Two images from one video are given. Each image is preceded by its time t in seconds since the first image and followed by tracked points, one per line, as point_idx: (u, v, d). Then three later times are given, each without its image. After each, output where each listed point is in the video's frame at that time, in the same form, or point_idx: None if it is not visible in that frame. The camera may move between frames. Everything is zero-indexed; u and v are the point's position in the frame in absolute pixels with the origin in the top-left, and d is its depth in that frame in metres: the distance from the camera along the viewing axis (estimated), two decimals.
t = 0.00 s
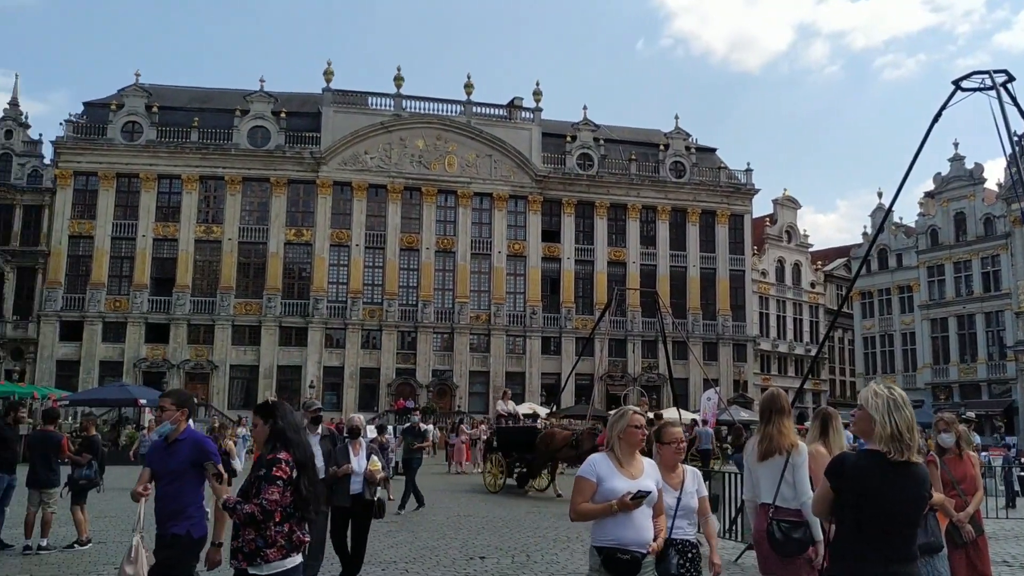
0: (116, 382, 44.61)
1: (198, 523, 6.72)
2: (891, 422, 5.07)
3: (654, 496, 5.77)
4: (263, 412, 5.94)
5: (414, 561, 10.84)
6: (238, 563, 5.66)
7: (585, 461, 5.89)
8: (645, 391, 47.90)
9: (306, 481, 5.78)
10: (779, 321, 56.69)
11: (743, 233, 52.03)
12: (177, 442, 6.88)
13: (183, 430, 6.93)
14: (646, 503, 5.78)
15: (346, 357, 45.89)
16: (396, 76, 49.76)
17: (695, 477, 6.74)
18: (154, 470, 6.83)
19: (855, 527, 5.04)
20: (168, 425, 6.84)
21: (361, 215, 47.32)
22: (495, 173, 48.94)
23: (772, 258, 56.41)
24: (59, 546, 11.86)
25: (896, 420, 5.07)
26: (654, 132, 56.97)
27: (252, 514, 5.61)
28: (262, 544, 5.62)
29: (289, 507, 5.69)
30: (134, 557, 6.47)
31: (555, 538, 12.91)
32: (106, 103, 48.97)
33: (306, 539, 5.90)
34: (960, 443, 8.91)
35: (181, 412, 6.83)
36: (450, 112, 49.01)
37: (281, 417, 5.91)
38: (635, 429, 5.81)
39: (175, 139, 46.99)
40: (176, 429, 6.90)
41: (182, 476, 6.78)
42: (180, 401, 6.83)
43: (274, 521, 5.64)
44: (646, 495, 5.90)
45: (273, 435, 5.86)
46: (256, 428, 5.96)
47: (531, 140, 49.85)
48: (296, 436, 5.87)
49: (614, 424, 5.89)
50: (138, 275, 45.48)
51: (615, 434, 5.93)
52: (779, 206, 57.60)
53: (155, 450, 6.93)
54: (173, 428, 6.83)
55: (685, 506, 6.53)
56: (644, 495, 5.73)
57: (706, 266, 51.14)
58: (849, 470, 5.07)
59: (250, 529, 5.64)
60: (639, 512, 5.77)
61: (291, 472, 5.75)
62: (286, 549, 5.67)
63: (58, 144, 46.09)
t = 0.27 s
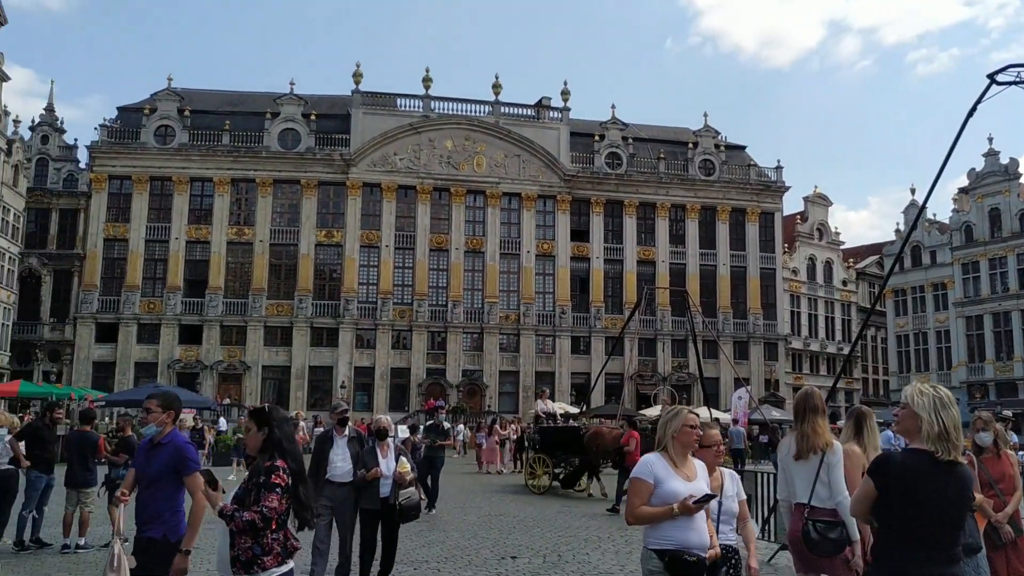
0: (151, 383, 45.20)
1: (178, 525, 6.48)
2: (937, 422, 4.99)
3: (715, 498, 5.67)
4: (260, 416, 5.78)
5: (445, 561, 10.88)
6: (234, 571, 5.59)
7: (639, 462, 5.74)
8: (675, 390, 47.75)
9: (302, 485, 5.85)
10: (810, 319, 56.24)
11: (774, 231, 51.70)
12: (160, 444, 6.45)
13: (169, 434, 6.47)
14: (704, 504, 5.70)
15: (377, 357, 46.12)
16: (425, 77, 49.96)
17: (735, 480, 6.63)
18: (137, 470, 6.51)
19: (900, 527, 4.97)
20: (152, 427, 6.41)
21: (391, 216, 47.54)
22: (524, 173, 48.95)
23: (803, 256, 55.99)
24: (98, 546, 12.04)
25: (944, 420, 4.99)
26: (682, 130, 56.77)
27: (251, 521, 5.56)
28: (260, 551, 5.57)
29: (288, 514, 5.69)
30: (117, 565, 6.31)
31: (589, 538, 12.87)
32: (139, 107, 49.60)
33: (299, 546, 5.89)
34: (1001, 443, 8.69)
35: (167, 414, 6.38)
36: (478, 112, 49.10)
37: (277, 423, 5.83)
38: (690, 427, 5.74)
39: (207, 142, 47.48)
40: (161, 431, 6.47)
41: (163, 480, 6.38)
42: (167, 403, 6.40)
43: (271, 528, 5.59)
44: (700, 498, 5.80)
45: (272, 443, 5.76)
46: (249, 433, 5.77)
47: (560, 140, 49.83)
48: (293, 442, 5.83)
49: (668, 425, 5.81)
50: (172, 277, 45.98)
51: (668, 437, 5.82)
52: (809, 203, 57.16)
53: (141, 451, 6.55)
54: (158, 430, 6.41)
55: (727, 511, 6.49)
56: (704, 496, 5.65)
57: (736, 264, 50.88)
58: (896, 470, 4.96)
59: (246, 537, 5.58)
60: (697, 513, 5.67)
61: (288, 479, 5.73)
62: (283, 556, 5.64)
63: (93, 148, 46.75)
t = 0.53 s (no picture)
0: (188, 384, 45.72)
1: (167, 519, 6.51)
2: (983, 420, 4.95)
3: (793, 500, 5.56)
4: (248, 414, 5.74)
5: (481, 560, 10.95)
6: (215, 565, 5.63)
7: (713, 465, 5.55)
8: (709, 390, 47.53)
9: (290, 486, 5.83)
10: (845, 317, 55.74)
11: (807, 229, 51.34)
12: (153, 437, 6.55)
13: (162, 428, 6.59)
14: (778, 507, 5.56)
15: (410, 357, 46.31)
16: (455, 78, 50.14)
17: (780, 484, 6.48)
18: (128, 465, 6.59)
19: (948, 527, 4.92)
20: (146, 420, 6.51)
21: (422, 216, 47.74)
22: (554, 172, 48.97)
23: (836, 253, 55.55)
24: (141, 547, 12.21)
25: (989, 416, 4.94)
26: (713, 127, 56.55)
27: (242, 518, 5.60)
28: (242, 548, 5.62)
29: (273, 513, 5.70)
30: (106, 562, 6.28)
31: (630, 539, 12.86)
32: (173, 112, 50.22)
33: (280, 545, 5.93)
34: None
35: (161, 409, 6.49)
36: (508, 112, 49.18)
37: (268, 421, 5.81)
38: (756, 428, 5.64)
39: (240, 145, 47.96)
40: (154, 424, 6.57)
41: (153, 473, 6.47)
42: (161, 398, 6.50)
43: (256, 525, 5.64)
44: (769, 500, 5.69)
45: (259, 441, 5.73)
46: (237, 430, 5.76)
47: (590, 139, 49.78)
48: (282, 441, 5.80)
49: (733, 426, 5.67)
50: (207, 279, 46.44)
51: (732, 438, 5.69)
52: (842, 200, 56.70)
53: (133, 445, 6.66)
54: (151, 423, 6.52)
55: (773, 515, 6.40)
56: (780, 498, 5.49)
57: (768, 262, 50.58)
58: (943, 470, 4.93)
59: (231, 533, 5.63)
60: (776, 516, 5.54)
61: (277, 478, 5.76)
62: (265, 553, 5.68)
63: (129, 153, 47.40)
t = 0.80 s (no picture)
0: (226, 386, 46.34)
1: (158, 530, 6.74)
2: None
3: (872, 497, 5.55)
4: (227, 420, 5.58)
5: (517, 562, 10.92)
6: None
7: (806, 461, 5.45)
8: (744, 390, 47.18)
9: (279, 487, 5.65)
10: (882, 316, 55.00)
11: (843, 226, 50.78)
12: (139, 446, 6.85)
13: (147, 435, 6.91)
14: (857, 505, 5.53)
15: (445, 358, 46.49)
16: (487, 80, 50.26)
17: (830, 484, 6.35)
18: (115, 478, 6.79)
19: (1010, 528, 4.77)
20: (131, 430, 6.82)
21: (455, 218, 47.88)
22: (587, 172, 48.88)
23: (873, 251, 54.88)
24: (181, 550, 12.34)
25: None
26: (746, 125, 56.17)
27: (237, 525, 5.37)
28: (242, 555, 5.37)
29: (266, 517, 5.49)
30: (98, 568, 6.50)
31: (665, 541, 12.72)
32: (209, 118, 50.92)
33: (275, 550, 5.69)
34: None
35: (150, 415, 6.84)
36: (540, 113, 49.18)
37: (251, 424, 5.60)
38: (832, 423, 5.63)
39: (275, 150, 48.47)
40: (139, 433, 6.89)
41: (141, 480, 6.76)
42: (147, 407, 6.85)
43: (252, 532, 5.41)
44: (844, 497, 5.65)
45: (243, 446, 5.54)
46: (218, 438, 5.58)
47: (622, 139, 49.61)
48: (265, 444, 5.61)
49: (810, 421, 5.64)
50: (244, 283, 46.96)
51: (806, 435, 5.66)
52: (878, 196, 55.98)
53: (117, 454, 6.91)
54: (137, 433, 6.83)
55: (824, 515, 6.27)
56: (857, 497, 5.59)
57: (804, 260, 50.08)
58: (1001, 466, 4.83)
59: (227, 542, 5.39)
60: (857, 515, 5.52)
61: (266, 481, 5.57)
62: (267, 559, 5.46)
63: (167, 159, 48.10)
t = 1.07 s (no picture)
0: (265, 390, 46.86)
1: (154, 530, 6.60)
2: None
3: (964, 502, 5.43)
4: (211, 420, 5.69)
5: (557, 562, 10.98)
6: None
7: (910, 466, 5.23)
8: (783, 389, 46.64)
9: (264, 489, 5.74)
10: (924, 313, 54.08)
11: (882, 223, 50.08)
12: (132, 444, 6.68)
13: (140, 433, 6.74)
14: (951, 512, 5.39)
15: (482, 360, 46.61)
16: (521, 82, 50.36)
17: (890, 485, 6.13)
18: (106, 475, 6.62)
19: None
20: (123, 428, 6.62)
21: (490, 220, 48.02)
22: (621, 172, 48.77)
23: (913, 247, 54.02)
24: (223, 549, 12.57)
25: None
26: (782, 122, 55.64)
27: (221, 527, 5.49)
28: (225, 557, 5.50)
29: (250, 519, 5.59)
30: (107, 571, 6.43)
31: (703, 541, 12.68)
32: (247, 124, 51.64)
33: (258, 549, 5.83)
34: None
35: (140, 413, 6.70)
36: (574, 114, 49.17)
37: (236, 426, 5.69)
38: (927, 426, 5.47)
39: (312, 155, 49.03)
40: (132, 431, 6.70)
41: (137, 479, 6.59)
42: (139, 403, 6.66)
43: (235, 534, 5.52)
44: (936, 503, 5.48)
45: (225, 448, 5.64)
46: (202, 438, 5.70)
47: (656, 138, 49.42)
48: (250, 445, 5.70)
49: (903, 425, 5.45)
50: (283, 287, 47.52)
51: (897, 438, 5.46)
52: (918, 192, 55.11)
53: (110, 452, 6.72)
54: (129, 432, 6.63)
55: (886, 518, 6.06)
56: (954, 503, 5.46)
57: (843, 258, 49.46)
58: None
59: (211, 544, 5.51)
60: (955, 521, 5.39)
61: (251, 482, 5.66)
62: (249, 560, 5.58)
63: (207, 166, 48.85)
